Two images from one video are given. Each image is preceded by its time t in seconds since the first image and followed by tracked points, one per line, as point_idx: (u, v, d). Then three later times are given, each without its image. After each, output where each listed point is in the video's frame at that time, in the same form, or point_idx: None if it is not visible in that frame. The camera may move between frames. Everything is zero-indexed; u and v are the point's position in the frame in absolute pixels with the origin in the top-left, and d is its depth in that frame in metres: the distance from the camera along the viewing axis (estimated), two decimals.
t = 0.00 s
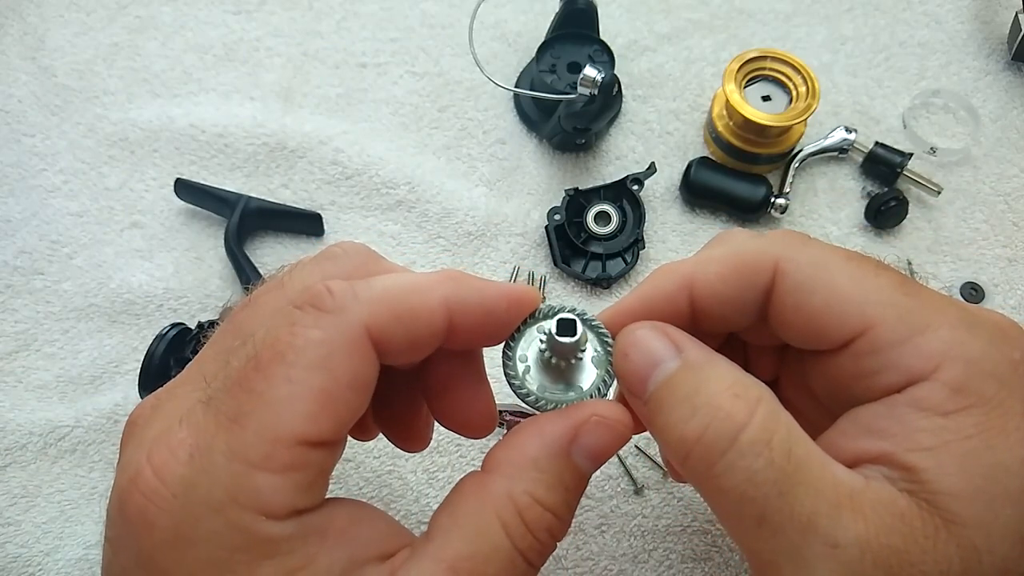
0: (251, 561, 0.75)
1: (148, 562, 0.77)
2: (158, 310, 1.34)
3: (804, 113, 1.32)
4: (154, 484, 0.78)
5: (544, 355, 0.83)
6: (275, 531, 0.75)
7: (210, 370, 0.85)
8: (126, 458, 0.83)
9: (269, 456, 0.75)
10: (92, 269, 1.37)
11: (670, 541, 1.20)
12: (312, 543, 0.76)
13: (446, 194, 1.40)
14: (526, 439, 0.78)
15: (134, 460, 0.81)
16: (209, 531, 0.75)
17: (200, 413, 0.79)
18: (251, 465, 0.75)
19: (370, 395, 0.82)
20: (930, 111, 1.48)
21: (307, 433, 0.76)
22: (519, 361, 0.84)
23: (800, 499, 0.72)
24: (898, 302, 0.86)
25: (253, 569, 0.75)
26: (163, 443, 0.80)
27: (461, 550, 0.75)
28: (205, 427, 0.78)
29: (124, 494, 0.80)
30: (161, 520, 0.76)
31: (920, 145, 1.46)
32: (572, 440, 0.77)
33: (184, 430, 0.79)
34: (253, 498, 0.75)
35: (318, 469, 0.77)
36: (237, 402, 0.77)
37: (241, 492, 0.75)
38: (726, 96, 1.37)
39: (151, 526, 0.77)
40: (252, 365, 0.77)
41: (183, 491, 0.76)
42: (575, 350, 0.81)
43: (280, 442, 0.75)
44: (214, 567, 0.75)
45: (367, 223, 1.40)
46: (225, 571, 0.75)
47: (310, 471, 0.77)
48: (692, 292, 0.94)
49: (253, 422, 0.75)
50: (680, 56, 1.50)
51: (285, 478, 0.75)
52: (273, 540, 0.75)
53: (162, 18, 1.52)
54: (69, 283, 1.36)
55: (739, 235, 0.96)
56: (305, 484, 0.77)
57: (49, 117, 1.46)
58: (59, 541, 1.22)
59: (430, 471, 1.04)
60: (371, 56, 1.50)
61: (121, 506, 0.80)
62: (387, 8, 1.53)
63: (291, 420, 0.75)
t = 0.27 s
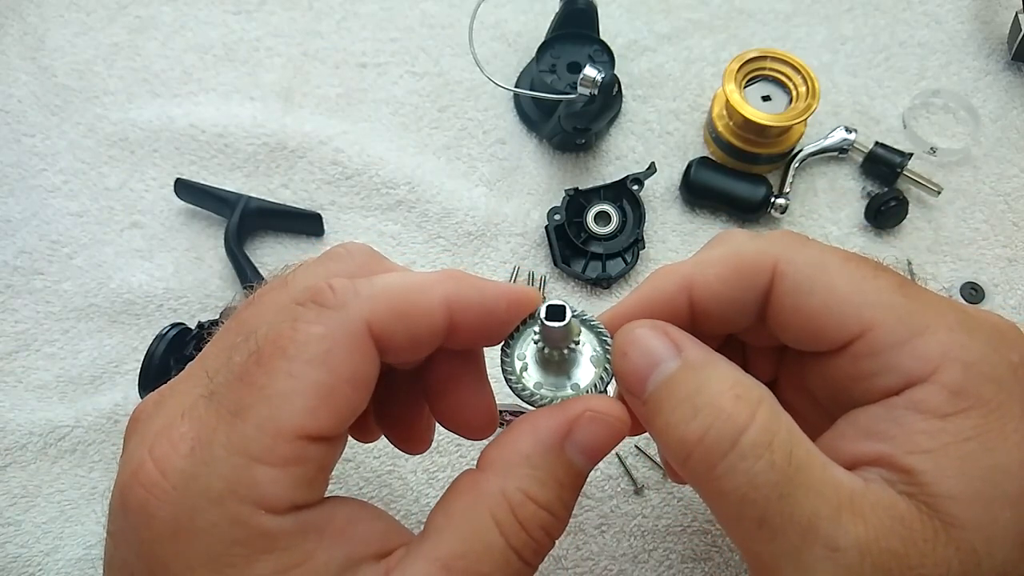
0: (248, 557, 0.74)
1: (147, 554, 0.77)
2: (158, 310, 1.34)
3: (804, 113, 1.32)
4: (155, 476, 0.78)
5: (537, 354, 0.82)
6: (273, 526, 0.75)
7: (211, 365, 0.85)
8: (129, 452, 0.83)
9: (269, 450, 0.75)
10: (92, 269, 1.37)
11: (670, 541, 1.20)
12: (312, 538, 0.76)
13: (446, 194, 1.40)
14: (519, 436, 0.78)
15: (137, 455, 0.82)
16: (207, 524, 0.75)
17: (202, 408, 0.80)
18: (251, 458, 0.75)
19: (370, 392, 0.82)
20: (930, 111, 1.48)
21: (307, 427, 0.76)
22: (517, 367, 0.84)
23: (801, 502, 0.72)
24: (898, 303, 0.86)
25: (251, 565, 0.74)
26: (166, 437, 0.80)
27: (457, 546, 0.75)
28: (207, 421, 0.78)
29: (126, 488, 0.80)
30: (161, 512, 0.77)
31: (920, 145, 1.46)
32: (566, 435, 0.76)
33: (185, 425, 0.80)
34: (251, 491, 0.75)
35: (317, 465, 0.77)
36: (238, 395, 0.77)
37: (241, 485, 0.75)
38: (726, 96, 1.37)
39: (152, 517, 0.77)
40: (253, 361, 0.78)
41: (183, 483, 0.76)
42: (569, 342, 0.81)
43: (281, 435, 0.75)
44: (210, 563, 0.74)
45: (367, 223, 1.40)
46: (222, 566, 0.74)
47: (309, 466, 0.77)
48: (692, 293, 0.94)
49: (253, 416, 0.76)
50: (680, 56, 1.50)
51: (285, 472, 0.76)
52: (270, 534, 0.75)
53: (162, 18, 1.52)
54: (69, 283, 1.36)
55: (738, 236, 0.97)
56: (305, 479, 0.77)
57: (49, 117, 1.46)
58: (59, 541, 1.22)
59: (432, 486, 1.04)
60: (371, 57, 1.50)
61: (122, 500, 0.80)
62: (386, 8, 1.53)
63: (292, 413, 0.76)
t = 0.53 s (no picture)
0: (247, 557, 0.74)
1: (147, 555, 0.77)
2: (158, 310, 1.34)
3: (804, 113, 1.32)
4: (155, 476, 0.78)
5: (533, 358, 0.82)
6: (273, 526, 0.75)
7: (212, 364, 0.85)
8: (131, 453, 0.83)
9: (268, 450, 0.75)
10: (92, 269, 1.37)
11: (670, 541, 1.20)
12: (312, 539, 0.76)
13: (446, 194, 1.40)
14: (518, 439, 0.78)
15: (139, 455, 0.82)
16: (206, 524, 0.75)
17: (202, 407, 0.80)
18: (250, 459, 0.75)
19: (370, 392, 0.82)
20: (930, 111, 1.48)
21: (307, 427, 0.76)
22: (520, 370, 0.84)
23: (803, 511, 0.72)
24: (906, 308, 0.86)
25: (249, 565, 0.74)
26: (166, 437, 0.81)
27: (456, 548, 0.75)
28: (206, 421, 0.78)
29: (127, 487, 0.80)
30: (161, 511, 0.76)
31: (920, 145, 1.46)
32: (565, 437, 0.76)
33: (185, 425, 0.80)
34: (251, 491, 0.75)
35: (317, 465, 0.77)
36: (238, 395, 0.78)
37: (240, 484, 0.75)
38: (726, 97, 1.37)
39: (151, 516, 0.77)
40: (253, 360, 0.79)
41: (183, 483, 0.76)
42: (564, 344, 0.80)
43: (280, 435, 0.75)
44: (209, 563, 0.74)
45: (367, 223, 1.40)
46: (221, 567, 0.74)
47: (308, 467, 0.77)
48: (699, 292, 0.94)
49: (252, 416, 0.76)
50: (680, 56, 1.50)
51: (284, 472, 0.76)
52: (269, 534, 0.74)
53: (162, 18, 1.52)
54: (69, 283, 1.36)
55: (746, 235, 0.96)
56: (305, 479, 0.77)
57: (49, 117, 1.46)
58: (59, 541, 1.22)
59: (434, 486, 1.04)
60: (371, 57, 1.50)
61: (123, 500, 0.80)
62: (387, 8, 1.53)
63: (291, 413, 0.76)
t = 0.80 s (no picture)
0: (247, 557, 0.74)
1: (148, 553, 0.77)
2: (158, 310, 1.34)
3: (804, 113, 1.32)
4: (156, 473, 0.78)
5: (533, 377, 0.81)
6: (273, 527, 0.75)
7: (215, 363, 0.86)
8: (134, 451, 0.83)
9: (268, 449, 0.75)
10: (92, 269, 1.37)
11: (670, 541, 1.20)
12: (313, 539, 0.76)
13: (446, 194, 1.40)
14: (522, 443, 0.78)
15: (141, 452, 0.82)
16: (207, 523, 0.75)
17: (204, 406, 0.80)
18: (251, 458, 0.75)
19: (373, 392, 0.82)
20: (930, 111, 1.48)
21: (307, 427, 0.76)
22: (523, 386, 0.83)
23: (809, 525, 0.72)
24: (924, 315, 0.84)
25: (248, 565, 0.74)
26: (168, 435, 0.81)
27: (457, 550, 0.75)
28: (207, 419, 0.78)
29: (129, 485, 0.80)
30: (162, 510, 0.76)
31: (920, 145, 1.46)
32: (569, 445, 0.76)
33: (187, 423, 0.80)
34: (251, 491, 0.75)
35: (317, 465, 0.77)
36: (239, 394, 0.78)
37: (240, 483, 0.75)
38: (726, 97, 1.37)
39: (152, 514, 0.77)
40: (254, 360, 0.79)
41: (184, 481, 0.76)
42: (556, 357, 0.79)
43: (281, 434, 0.75)
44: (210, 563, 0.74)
45: (367, 223, 1.40)
46: (221, 566, 0.74)
47: (309, 467, 0.77)
48: (711, 291, 0.92)
49: (253, 415, 0.76)
50: (680, 56, 1.50)
51: (283, 472, 0.76)
52: (268, 534, 0.74)
53: (162, 18, 1.52)
54: (69, 283, 1.36)
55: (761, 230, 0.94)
56: (305, 479, 0.77)
57: (49, 117, 1.46)
58: (59, 541, 1.22)
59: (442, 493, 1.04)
60: (371, 56, 1.50)
61: (125, 497, 0.80)
62: (387, 8, 1.53)
63: (292, 412, 0.76)
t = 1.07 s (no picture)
0: (243, 549, 0.74)
1: (148, 544, 0.77)
2: (158, 310, 1.34)
3: (804, 113, 1.32)
4: (157, 465, 0.79)
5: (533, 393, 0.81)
6: (270, 521, 0.75)
7: (219, 357, 0.86)
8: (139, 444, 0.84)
9: (266, 443, 0.75)
10: (92, 269, 1.37)
11: (670, 541, 1.20)
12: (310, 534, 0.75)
13: (446, 194, 1.40)
14: (524, 447, 0.78)
15: (144, 444, 0.83)
16: (205, 514, 0.75)
17: (206, 399, 0.80)
18: (249, 452, 0.75)
19: (374, 387, 0.82)
20: (930, 111, 1.48)
21: (306, 421, 0.76)
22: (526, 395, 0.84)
23: (805, 535, 0.71)
24: (929, 320, 0.83)
25: (245, 558, 0.74)
26: (171, 427, 0.81)
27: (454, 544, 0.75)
28: (208, 413, 0.79)
29: (131, 477, 0.81)
30: (162, 501, 0.77)
31: (920, 145, 1.46)
32: (570, 450, 0.76)
33: (189, 416, 0.81)
34: (249, 484, 0.75)
35: (317, 460, 0.77)
36: (239, 388, 0.78)
37: (237, 476, 0.75)
38: (726, 97, 1.37)
39: (153, 505, 0.77)
40: (255, 354, 0.79)
41: (184, 473, 0.77)
42: (546, 371, 0.80)
43: (278, 428, 0.76)
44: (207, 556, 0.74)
45: (367, 223, 1.40)
46: (219, 558, 0.74)
47: (307, 461, 0.77)
48: (712, 292, 0.90)
49: (253, 408, 0.76)
50: (680, 56, 1.50)
51: (280, 467, 0.75)
52: (265, 528, 0.74)
53: (162, 18, 1.52)
54: (69, 283, 1.36)
55: (766, 229, 0.91)
56: (303, 475, 0.77)
57: (50, 117, 1.46)
58: (59, 541, 1.22)
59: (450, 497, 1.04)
60: (371, 56, 1.50)
61: (128, 489, 0.81)
62: (387, 8, 1.53)
63: (291, 407, 0.76)
